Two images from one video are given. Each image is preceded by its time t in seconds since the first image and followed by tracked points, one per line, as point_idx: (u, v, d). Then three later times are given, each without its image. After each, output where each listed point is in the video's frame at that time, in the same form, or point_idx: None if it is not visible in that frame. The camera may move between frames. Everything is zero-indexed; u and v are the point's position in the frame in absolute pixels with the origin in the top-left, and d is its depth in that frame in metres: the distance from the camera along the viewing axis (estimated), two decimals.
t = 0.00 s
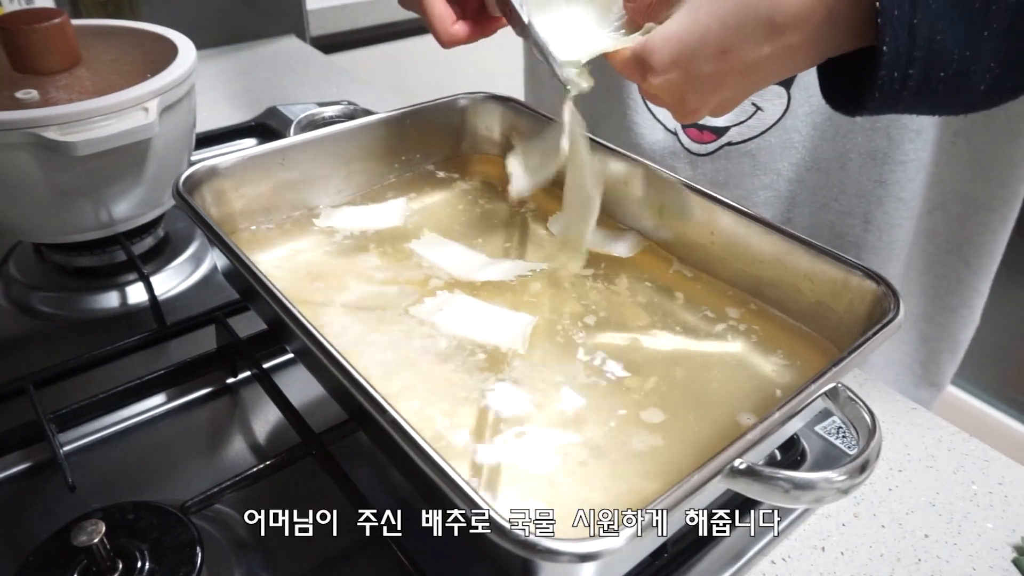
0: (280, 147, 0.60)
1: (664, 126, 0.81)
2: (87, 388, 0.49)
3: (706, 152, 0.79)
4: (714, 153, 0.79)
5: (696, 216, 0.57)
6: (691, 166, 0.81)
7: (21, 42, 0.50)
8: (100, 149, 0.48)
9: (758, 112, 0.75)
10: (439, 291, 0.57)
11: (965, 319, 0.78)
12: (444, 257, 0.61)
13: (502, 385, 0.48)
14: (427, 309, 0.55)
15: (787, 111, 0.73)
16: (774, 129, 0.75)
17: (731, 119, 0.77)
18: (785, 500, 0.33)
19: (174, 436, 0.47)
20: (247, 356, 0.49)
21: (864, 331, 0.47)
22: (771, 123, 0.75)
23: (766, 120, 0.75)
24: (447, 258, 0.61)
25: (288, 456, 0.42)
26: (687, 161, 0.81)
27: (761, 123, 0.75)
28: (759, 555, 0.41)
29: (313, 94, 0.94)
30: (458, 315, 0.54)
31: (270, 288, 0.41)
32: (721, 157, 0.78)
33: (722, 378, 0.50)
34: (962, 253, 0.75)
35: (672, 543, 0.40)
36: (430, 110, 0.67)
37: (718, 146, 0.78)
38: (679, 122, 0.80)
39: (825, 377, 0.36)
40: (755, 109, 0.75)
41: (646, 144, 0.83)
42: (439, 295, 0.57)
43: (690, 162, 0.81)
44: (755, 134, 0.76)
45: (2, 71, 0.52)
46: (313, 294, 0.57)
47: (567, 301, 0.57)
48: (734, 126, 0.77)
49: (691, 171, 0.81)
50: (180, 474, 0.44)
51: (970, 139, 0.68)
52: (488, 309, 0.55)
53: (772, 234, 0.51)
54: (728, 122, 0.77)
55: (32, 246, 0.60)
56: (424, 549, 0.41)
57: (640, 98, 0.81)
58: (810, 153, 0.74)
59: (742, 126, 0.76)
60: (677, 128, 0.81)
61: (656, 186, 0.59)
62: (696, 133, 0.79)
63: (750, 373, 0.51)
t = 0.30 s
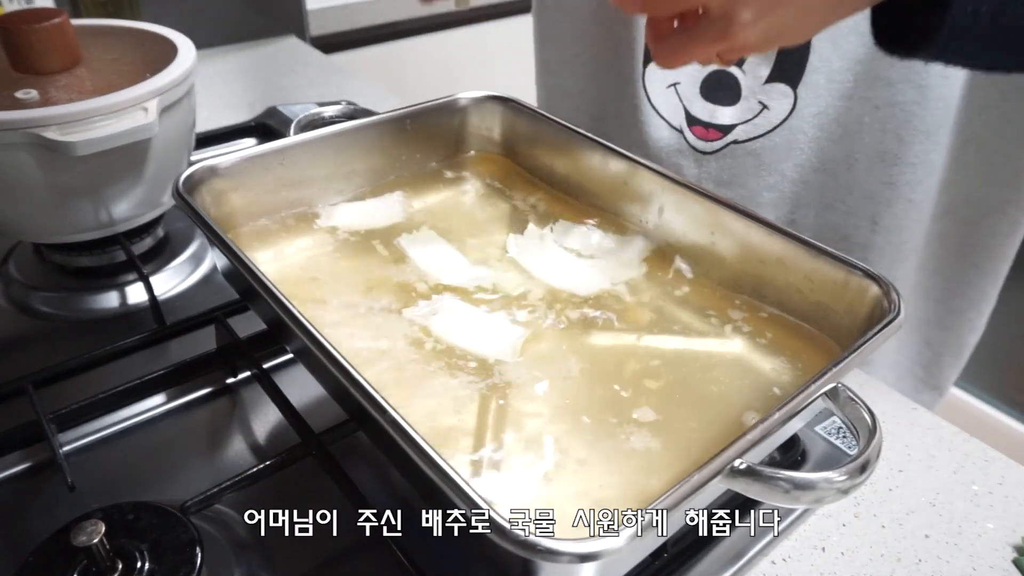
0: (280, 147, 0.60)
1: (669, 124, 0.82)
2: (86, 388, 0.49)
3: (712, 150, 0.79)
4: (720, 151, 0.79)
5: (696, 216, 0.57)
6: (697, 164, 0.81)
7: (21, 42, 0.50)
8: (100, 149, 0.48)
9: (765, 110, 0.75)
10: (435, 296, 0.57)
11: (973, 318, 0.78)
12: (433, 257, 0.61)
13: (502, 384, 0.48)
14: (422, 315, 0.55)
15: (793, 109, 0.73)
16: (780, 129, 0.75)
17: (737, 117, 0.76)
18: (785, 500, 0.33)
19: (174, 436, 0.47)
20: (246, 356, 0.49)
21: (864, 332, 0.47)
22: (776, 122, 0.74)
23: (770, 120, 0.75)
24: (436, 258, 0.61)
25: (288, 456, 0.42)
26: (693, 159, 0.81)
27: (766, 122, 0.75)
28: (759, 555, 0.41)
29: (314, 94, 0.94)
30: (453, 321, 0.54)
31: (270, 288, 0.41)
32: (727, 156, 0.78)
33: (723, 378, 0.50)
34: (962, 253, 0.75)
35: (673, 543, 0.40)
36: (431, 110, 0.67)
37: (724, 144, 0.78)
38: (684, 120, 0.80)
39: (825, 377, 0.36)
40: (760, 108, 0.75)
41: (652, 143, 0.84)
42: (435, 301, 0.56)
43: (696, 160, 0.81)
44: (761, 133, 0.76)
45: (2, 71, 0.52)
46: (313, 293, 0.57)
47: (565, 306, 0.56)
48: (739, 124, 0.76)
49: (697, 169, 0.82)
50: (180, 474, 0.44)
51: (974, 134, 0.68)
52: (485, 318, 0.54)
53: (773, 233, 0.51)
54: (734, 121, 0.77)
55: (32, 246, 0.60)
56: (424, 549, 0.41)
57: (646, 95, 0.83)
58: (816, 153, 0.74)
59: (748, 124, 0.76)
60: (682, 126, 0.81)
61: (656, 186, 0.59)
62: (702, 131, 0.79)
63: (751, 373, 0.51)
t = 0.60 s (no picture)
0: (280, 148, 0.59)
1: (676, 121, 0.82)
2: (86, 387, 0.49)
3: (717, 149, 0.80)
4: (725, 150, 0.79)
5: (696, 216, 0.57)
6: (702, 162, 0.82)
7: (21, 42, 0.50)
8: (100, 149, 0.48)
9: (771, 110, 0.75)
10: (433, 298, 0.57)
11: (974, 318, 0.77)
12: (433, 255, 0.61)
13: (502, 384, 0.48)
14: (418, 318, 0.54)
15: (799, 111, 0.74)
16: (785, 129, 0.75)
17: (742, 116, 0.77)
18: (785, 500, 0.33)
19: (173, 436, 0.47)
20: (246, 356, 0.49)
21: (864, 332, 0.47)
22: (781, 123, 0.75)
23: (777, 120, 0.75)
24: (433, 258, 0.61)
25: (288, 456, 0.42)
26: (698, 157, 0.82)
27: (771, 122, 0.75)
28: (759, 555, 0.41)
29: (314, 94, 0.94)
30: (450, 324, 0.53)
31: (270, 288, 0.41)
32: (732, 155, 0.79)
33: (723, 378, 0.50)
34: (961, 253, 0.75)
35: (673, 543, 0.40)
36: (430, 110, 0.67)
37: (729, 144, 0.79)
38: (692, 118, 0.80)
39: (825, 377, 0.36)
40: (767, 108, 0.75)
41: (659, 140, 0.84)
42: (433, 304, 0.56)
43: (702, 158, 0.82)
44: (766, 133, 0.76)
45: (2, 71, 0.52)
46: (313, 293, 0.57)
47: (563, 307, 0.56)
48: (745, 124, 0.77)
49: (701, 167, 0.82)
50: (180, 474, 0.44)
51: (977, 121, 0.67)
52: (480, 323, 0.53)
53: (772, 233, 0.51)
54: (739, 120, 0.77)
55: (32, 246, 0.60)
56: (424, 549, 0.41)
57: (655, 94, 0.83)
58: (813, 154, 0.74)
59: (754, 124, 0.76)
60: (689, 123, 0.81)
61: (655, 186, 0.59)
62: (708, 130, 0.79)
63: (751, 373, 0.51)
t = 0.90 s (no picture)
0: (280, 147, 0.59)
1: (687, 124, 0.83)
2: (86, 387, 0.49)
3: (724, 152, 0.80)
4: (732, 153, 0.80)
5: (695, 216, 0.57)
6: (709, 165, 0.82)
7: (21, 42, 0.49)
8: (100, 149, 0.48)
9: (779, 113, 0.76)
10: (428, 306, 0.56)
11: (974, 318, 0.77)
12: (430, 258, 0.60)
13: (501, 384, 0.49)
14: (415, 326, 0.54)
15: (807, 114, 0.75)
16: (792, 134, 0.76)
17: (749, 119, 0.77)
18: (785, 500, 0.33)
19: (173, 435, 0.47)
20: (246, 356, 0.49)
21: (864, 332, 0.47)
22: (789, 126, 0.76)
23: (784, 124, 0.76)
24: (428, 262, 0.60)
25: (288, 457, 0.42)
26: (706, 161, 0.82)
27: (778, 126, 0.76)
28: (759, 555, 0.41)
29: (313, 94, 0.94)
30: (445, 333, 0.52)
31: (270, 288, 0.41)
32: (739, 159, 0.80)
33: (723, 378, 0.50)
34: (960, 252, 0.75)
35: (673, 543, 0.40)
36: (431, 110, 0.67)
37: (736, 147, 0.79)
38: (702, 121, 0.81)
39: (825, 377, 0.36)
40: (775, 111, 0.76)
41: (669, 142, 0.85)
42: (429, 312, 0.55)
43: (708, 161, 0.82)
44: (771, 138, 0.77)
45: (2, 71, 0.52)
46: (313, 294, 0.57)
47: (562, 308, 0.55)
48: (752, 127, 0.78)
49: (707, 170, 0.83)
50: (179, 474, 0.44)
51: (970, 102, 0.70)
52: (475, 331, 0.52)
53: (774, 234, 0.51)
54: (747, 123, 0.78)
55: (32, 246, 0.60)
56: (424, 548, 0.41)
57: (665, 97, 0.84)
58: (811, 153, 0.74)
59: (762, 127, 0.77)
60: (699, 126, 0.82)
61: (656, 187, 0.59)
62: (717, 133, 0.80)
63: (751, 373, 0.51)
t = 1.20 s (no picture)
0: (281, 147, 0.59)
1: (693, 124, 0.83)
2: (86, 387, 0.49)
3: (730, 152, 0.80)
4: (738, 153, 0.80)
5: (695, 216, 0.57)
6: (714, 165, 0.82)
7: (21, 42, 0.49)
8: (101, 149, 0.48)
9: (786, 114, 0.75)
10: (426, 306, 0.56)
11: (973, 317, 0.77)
12: (424, 261, 0.60)
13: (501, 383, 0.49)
14: (403, 331, 0.53)
15: (812, 118, 0.74)
16: (799, 135, 0.75)
17: (757, 120, 0.78)
18: (785, 500, 0.33)
19: (174, 435, 0.47)
20: (246, 357, 0.49)
21: (864, 332, 0.47)
22: (797, 127, 0.75)
23: (793, 124, 0.75)
24: (422, 265, 0.60)
25: (288, 457, 0.42)
26: (711, 160, 0.82)
27: (787, 126, 0.76)
28: (759, 555, 0.41)
29: (313, 94, 0.94)
30: (432, 337, 0.52)
31: (270, 288, 0.41)
32: (744, 158, 0.79)
33: (722, 378, 0.50)
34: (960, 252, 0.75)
35: (673, 543, 0.40)
36: (431, 111, 0.67)
37: (743, 147, 0.79)
38: (708, 121, 0.81)
39: (825, 377, 0.36)
40: (783, 112, 0.76)
41: (675, 141, 0.85)
42: (418, 317, 0.54)
43: (713, 161, 0.82)
44: (779, 138, 0.76)
45: (2, 71, 0.52)
46: (313, 293, 0.57)
47: (560, 310, 0.55)
48: (759, 127, 0.78)
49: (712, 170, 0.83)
50: (179, 473, 0.44)
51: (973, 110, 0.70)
52: (464, 336, 0.52)
53: (774, 234, 0.51)
54: (754, 123, 0.78)
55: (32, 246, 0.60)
56: (425, 549, 0.41)
57: (670, 96, 0.84)
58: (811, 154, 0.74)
59: (768, 128, 0.77)
60: (705, 126, 0.82)
61: (656, 187, 0.59)
62: (723, 133, 0.80)
63: (751, 374, 0.51)
